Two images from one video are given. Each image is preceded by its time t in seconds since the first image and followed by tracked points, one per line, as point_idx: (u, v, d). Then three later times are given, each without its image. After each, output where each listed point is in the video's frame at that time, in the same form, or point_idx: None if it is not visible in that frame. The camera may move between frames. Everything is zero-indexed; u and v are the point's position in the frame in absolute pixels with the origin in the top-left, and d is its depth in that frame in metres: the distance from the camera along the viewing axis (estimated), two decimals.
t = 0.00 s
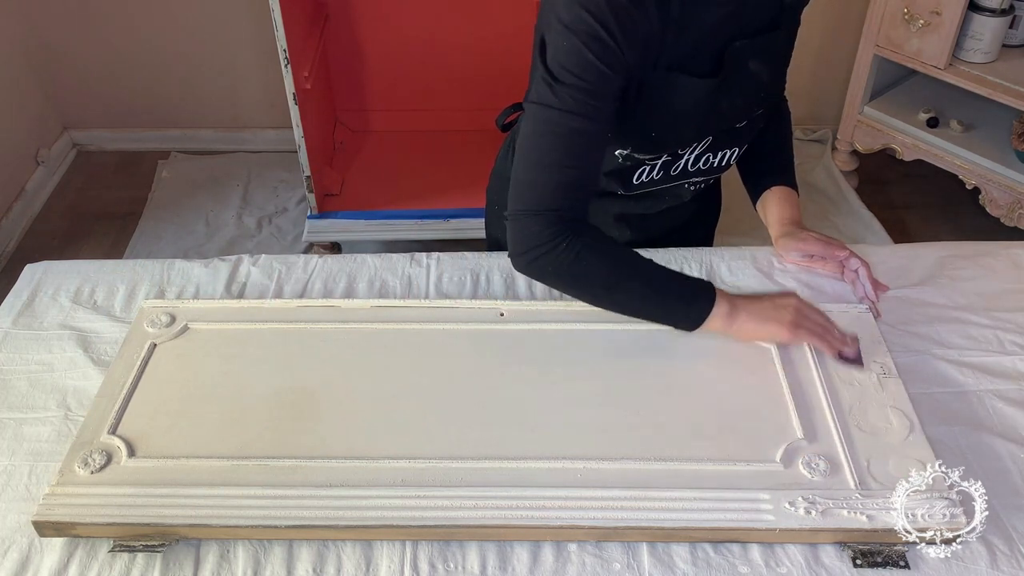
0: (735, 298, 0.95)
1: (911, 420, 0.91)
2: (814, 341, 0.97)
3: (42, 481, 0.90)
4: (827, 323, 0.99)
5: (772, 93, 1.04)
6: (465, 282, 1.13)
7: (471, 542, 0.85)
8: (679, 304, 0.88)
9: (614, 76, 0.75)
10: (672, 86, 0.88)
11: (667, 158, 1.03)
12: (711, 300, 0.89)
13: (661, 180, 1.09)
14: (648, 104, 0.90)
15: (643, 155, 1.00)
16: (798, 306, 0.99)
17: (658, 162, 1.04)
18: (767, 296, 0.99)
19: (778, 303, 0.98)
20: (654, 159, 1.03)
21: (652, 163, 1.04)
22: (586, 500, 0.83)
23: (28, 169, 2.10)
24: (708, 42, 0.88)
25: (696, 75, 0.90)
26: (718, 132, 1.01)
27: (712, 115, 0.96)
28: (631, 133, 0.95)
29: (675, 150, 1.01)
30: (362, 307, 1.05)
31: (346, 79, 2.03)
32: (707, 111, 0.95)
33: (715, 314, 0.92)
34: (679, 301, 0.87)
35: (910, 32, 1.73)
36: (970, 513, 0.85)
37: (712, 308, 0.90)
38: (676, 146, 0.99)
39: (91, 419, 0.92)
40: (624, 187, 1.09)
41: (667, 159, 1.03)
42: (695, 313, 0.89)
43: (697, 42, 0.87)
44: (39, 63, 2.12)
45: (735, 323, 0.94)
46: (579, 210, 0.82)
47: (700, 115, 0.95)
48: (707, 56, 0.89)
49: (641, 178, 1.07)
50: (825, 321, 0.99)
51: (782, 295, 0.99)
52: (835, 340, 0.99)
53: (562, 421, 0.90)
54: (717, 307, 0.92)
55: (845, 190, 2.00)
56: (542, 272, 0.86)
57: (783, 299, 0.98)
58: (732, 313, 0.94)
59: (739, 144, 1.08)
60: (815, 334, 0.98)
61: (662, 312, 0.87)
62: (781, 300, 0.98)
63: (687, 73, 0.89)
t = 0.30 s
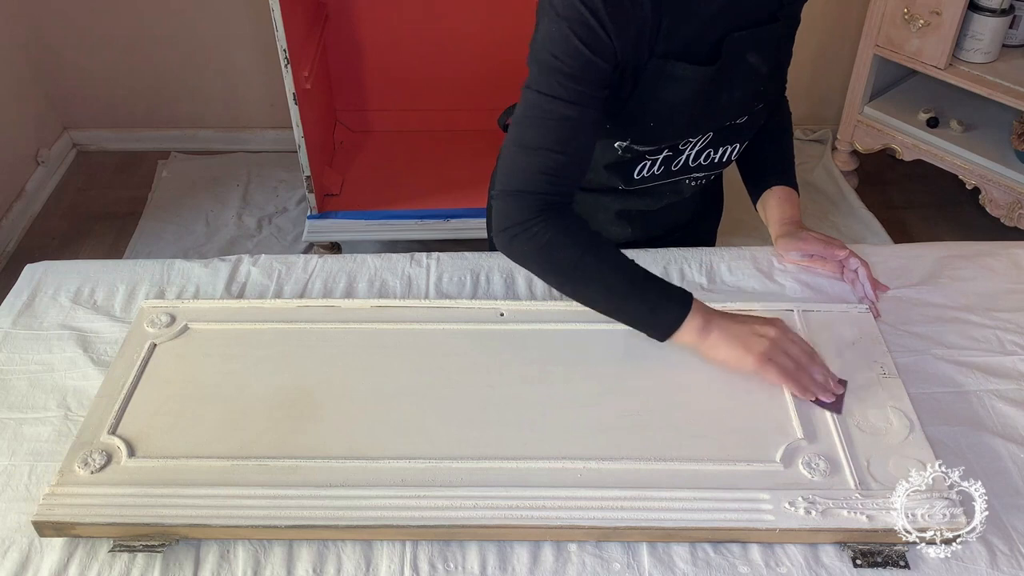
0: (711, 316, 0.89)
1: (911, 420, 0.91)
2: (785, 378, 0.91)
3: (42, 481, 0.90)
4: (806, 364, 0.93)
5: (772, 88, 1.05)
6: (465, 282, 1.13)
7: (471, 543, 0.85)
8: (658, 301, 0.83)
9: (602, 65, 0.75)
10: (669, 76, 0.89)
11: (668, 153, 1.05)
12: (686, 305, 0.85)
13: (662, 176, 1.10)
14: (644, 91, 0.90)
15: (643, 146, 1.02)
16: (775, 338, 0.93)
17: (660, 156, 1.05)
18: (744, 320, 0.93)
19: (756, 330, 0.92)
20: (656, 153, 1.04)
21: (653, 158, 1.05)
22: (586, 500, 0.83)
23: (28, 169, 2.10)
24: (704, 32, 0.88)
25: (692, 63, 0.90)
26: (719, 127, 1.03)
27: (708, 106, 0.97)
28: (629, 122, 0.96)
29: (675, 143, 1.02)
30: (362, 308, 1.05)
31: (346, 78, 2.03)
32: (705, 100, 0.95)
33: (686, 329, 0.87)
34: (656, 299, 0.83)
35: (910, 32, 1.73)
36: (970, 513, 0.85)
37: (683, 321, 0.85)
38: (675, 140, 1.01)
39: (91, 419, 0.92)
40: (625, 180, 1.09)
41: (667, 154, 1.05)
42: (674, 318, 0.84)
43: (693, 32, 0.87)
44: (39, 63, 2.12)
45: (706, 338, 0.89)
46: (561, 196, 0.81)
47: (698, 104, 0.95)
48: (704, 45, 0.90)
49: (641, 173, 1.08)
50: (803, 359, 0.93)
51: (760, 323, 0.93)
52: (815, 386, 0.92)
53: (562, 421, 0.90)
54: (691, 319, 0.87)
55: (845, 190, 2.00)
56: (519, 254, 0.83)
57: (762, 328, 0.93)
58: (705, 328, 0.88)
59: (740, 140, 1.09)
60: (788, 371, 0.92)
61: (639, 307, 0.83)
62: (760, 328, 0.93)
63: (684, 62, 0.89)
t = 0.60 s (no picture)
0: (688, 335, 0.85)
1: (911, 420, 0.91)
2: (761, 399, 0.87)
3: (42, 481, 0.90)
4: (790, 378, 0.88)
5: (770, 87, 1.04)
6: (465, 282, 1.13)
7: (471, 543, 0.85)
8: (641, 301, 0.81)
9: (590, 57, 0.75)
10: (659, 73, 0.90)
11: (664, 151, 1.06)
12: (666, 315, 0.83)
13: (658, 174, 1.11)
14: (637, 87, 0.91)
15: (637, 143, 1.03)
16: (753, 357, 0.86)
17: (655, 154, 1.06)
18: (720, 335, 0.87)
19: (732, 351, 0.86)
20: (651, 151, 1.05)
21: (648, 156, 1.06)
22: (586, 500, 0.83)
23: (28, 169, 2.10)
24: (694, 29, 0.90)
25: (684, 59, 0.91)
26: (715, 126, 1.04)
27: (702, 104, 0.98)
28: (622, 118, 0.97)
29: (670, 140, 1.03)
30: (362, 308, 1.05)
31: (346, 78, 2.03)
32: (696, 95, 0.96)
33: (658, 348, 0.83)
34: (641, 308, 0.81)
35: (910, 31, 1.73)
36: (969, 513, 0.85)
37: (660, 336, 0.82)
38: (669, 137, 1.02)
39: (91, 419, 0.92)
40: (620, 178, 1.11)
41: (662, 152, 1.06)
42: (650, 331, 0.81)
43: (683, 28, 0.88)
44: (39, 64, 2.12)
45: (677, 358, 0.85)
46: (551, 190, 0.80)
47: (689, 99, 0.96)
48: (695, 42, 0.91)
49: (637, 170, 1.09)
50: (785, 377, 0.87)
51: (739, 341, 0.87)
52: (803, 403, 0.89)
53: (562, 421, 0.90)
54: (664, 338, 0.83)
55: (845, 190, 2.00)
56: (508, 253, 0.83)
57: (738, 346, 0.86)
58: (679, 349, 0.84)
59: (737, 141, 1.10)
60: (764, 392, 0.87)
61: (623, 320, 0.81)
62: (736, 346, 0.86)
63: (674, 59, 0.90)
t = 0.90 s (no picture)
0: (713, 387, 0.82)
1: (911, 420, 0.91)
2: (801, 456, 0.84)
3: (42, 481, 0.90)
4: (818, 432, 0.85)
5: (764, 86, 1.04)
6: (465, 282, 1.13)
7: (471, 543, 0.85)
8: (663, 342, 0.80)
9: (601, 70, 0.75)
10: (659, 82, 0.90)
11: (659, 155, 1.06)
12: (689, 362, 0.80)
13: (654, 176, 1.11)
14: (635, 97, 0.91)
15: (631, 149, 1.03)
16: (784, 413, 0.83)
17: (650, 158, 1.06)
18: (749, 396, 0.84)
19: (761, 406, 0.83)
20: (646, 155, 1.05)
21: (643, 159, 1.06)
22: (586, 500, 0.84)
23: (28, 169, 2.10)
24: (692, 39, 0.89)
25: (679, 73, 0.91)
26: (709, 128, 1.04)
27: (698, 110, 0.98)
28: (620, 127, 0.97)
29: (664, 145, 1.03)
30: (362, 308, 1.05)
31: (346, 78, 2.03)
32: (692, 104, 0.96)
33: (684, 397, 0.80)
34: (668, 346, 0.79)
35: (910, 31, 1.73)
36: (969, 513, 0.85)
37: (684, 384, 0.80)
38: (665, 142, 1.02)
39: (91, 419, 0.92)
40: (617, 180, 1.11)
41: (657, 155, 1.06)
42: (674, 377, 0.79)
43: (681, 37, 0.88)
44: (39, 64, 2.12)
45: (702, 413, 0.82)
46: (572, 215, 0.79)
47: (685, 108, 0.96)
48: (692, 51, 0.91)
49: (633, 173, 1.10)
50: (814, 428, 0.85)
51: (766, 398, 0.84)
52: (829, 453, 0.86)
53: (562, 421, 0.90)
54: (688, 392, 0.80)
55: (845, 190, 2.00)
56: (531, 286, 0.81)
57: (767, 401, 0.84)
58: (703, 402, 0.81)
59: (732, 140, 1.10)
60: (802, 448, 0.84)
61: (650, 358, 0.78)
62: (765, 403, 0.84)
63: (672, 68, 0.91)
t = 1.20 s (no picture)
0: (693, 316, 0.91)
1: (911, 420, 0.91)
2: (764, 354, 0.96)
3: (42, 481, 0.90)
4: (784, 326, 0.98)
5: (764, 86, 1.05)
6: (465, 282, 1.13)
7: (471, 543, 0.85)
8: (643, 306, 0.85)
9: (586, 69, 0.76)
10: (653, 80, 0.91)
11: (659, 153, 1.06)
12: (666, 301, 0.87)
13: (653, 175, 1.12)
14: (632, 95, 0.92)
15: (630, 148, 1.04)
16: (752, 319, 0.95)
17: (649, 156, 1.07)
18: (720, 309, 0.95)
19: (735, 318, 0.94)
20: (645, 153, 1.06)
21: (642, 158, 1.07)
22: (587, 500, 0.83)
23: (28, 169, 2.10)
24: (691, 36, 0.90)
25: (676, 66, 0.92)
26: (708, 126, 1.04)
27: (697, 109, 0.99)
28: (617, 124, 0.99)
29: (664, 143, 1.03)
30: (362, 308, 1.05)
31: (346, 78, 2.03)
32: (691, 103, 0.97)
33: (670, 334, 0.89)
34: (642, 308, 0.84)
35: (910, 31, 1.73)
36: (969, 513, 0.85)
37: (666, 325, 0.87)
38: (663, 141, 1.03)
39: (91, 419, 0.92)
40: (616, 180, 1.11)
41: (657, 154, 1.06)
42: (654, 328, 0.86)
43: (678, 34, 0.88)
44: (39, 63, 2.12)
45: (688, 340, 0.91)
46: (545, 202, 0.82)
47: (683, 107, 0.97)
48: (689, 48, 0.91)
49: (632, 172, 1.10)
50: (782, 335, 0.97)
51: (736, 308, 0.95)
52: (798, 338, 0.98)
53: (562, 422, 0.90)
54: (672, 328, 0.89)
55: (845, 190, 2.00)
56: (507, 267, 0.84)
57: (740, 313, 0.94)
58: (688, 333, 0.90)
59: (732, 139, 1.10)
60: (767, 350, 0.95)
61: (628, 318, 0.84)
62: (736, 314, 0.95)
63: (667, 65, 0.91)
